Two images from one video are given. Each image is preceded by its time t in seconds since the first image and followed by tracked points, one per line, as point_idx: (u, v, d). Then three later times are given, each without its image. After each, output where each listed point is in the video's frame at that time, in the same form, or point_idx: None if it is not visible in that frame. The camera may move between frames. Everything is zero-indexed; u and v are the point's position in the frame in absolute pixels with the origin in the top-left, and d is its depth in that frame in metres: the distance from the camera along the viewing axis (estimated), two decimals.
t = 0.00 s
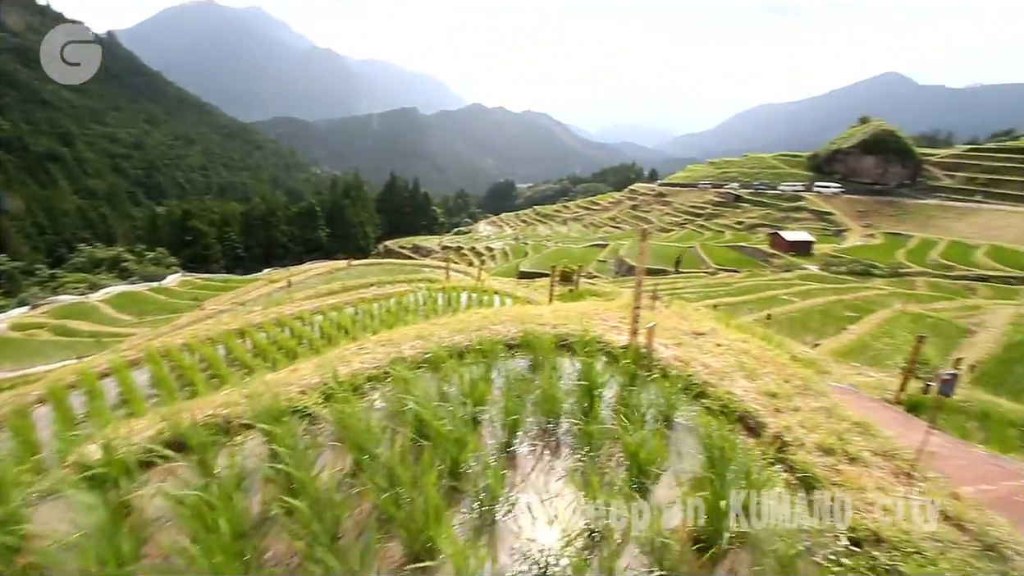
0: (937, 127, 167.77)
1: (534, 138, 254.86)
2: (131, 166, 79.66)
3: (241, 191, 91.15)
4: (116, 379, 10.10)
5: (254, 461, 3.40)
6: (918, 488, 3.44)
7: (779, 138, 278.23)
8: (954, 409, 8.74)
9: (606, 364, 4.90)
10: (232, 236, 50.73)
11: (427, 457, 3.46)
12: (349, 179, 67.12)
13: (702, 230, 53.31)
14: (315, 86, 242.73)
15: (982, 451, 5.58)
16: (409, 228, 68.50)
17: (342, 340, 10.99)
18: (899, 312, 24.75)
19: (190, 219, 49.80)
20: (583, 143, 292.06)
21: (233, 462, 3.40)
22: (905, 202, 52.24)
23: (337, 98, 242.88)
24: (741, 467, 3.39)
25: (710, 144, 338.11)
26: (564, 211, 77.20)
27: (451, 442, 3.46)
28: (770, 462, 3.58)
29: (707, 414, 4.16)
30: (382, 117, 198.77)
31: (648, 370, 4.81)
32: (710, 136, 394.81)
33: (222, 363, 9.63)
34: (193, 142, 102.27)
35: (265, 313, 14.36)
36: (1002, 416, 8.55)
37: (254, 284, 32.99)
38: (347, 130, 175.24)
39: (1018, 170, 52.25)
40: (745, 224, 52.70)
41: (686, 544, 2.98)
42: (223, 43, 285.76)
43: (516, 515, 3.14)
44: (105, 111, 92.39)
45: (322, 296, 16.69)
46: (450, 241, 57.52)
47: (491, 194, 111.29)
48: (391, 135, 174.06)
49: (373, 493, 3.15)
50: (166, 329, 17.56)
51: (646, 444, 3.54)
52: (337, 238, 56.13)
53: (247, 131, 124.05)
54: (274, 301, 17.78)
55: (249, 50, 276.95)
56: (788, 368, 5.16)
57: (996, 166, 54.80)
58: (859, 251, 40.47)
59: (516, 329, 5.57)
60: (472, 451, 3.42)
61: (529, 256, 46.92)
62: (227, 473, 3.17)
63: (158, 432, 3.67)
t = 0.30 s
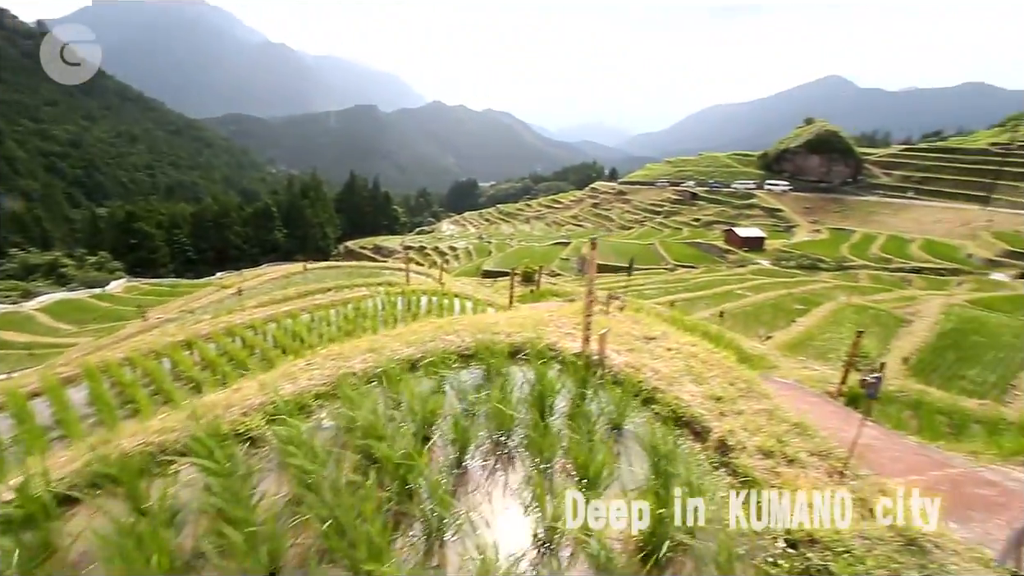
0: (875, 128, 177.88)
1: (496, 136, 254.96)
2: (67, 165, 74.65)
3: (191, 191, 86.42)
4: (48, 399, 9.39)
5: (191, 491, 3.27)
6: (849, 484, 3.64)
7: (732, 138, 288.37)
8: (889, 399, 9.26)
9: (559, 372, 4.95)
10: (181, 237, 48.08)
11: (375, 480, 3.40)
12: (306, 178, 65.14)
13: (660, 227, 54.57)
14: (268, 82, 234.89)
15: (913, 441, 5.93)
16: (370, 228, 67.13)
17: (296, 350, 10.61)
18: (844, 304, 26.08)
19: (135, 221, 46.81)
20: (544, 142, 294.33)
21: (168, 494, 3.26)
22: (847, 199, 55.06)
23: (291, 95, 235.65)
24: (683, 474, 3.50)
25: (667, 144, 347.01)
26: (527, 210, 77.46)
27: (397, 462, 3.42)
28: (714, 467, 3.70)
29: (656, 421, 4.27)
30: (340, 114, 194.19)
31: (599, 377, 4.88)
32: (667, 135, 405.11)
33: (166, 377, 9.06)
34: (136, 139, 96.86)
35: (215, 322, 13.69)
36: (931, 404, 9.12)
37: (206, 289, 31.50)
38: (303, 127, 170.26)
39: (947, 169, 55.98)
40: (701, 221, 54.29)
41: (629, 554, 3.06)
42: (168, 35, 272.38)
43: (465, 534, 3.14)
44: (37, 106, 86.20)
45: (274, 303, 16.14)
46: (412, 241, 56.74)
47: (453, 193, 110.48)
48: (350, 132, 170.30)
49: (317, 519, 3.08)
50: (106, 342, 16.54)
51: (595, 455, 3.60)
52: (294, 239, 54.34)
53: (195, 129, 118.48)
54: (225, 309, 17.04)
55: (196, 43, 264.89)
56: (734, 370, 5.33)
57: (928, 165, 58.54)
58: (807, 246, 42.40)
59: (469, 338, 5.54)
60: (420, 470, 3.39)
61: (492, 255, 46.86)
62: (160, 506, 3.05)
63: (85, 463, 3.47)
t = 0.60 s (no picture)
0: (822, 129, 186.47)
1: (459, 135, 253.65)
2: None
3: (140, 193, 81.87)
4: None
5: (126, 530, 3.13)
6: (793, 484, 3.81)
7: (689, 137, 296.40)
8: (835, 391, 9.69)
9: (516, 383, 4.98)
10: (129, 241, 45.47)
11: (324, 507, 3.32)
12: (262, 178, 62.91)
13: (623, 225, 55.51)
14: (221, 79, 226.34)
15: (854, 435, 6.24)
16: (331, 229, 65.53)
17: (251, 363, 10.14)
18: (796, 297, 27.20)
19: (77, 225, 44.06)
20: (508, 141, 294.69)
21: (98, 536, 3.09)
22: (798, 196, 57.44)
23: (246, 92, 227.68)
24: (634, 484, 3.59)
25: (628, 143, 353.62)
26: (491, 209, 77.37)
27: (347, 487, 3.36)
28: (662, 474, 3.80)
29: (611, 430, 4.34)
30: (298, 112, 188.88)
31: (554, 387, 4.92)
32: (628, 133, 412.68)
33: (108, 395, 8.40)
34: (77, 138, 91.25)
35: (163, 334, 12.87)
36: (874, 395, 9.58)
37: (156, 296, 29.96)
38: (259, 125, 164.67)
39: (887, 167, 59.14)
40: (661, 218, 55.52)
41: (582, 568, 3.11)
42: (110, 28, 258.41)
43: (416, 560, 3.10)
44: None
45: (228, 312, 15.47)
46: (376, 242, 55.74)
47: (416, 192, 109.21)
48: (308, 131, 165.86)
49: (259, 553, 2.99)
50: (43, 357, 15.42)
51: (546, 470, 3.63)
52: (252, 242, 52.31)
53: (142, 127, 112.66)
54: (174, 319, 16.20)
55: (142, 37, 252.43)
56: (687, 375, 5.46)
57: (871, 163, 61.76)
58: (761, 241, 44.00)
59: (424, 351, 5.49)
60: (370, 494, 3.32)
61: (457, 255, 46.57)
62: (91, 553, 2.91)
63: (7, 502, 3.29)
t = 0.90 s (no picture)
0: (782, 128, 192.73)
1: (428, 134, 251.49)
2: None
3: (93, 194, 77.99)
4: None
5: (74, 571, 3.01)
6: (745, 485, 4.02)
7: (656, 136, 301.88)
8: (794, 388, 10.01)
9: (480, 396, 4.96)
10: (81, 246, 43.28)
11: (281, 536, 3.26)
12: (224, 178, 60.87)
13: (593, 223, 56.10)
14: (179, 75, 218.18)
15: (808, 433, 6.47)
16: (298, 230, 63.99)
17: (213, 376, 9.72)
18: (760, 292, 28.04)
19: (24, 229, 41.68)
20: (478, 139, 294.05)
21: None
22: (760, 194, 59.21)
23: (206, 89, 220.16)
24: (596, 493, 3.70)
25: (597, 142, 357.71)
26: (462, 208, 77.03)
27: (304, 513, 3.30)
28: (624, 485, 3.86)
29: (573, 441, 4.40)
30: (261, 110, 183.80)
31: (519, 399, 4.95)
32: (597, 132, 417.26)
33: (56, 416, 7.84)
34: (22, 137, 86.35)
35: (117, 347, 12.20)
36: (830, 391, 9.95)
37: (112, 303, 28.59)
38: (220, 124, 159.46)
39: (843, 166, 61.54)
40: (630, 217, 56.38)
41: None
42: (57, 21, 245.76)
43: None
44: None
45: (187, 322, 14.87)
46: (345, 243, 54.68)
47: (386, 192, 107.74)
48: (272, 130, 161.60)
49: None
50: None
51: (508, 487, 3.63)
52: (215, 244, 50.22)
53: (94, 125, 107.45)
54: (129, 330, 15.44)
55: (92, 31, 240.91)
56: (648, 382, 5.56)
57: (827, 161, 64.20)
58: (726, 238, 45.17)
59: (387, 365, 5.42)
60: (328, 520, 3.27)
61: (428, 255, 46.18)
62: None
63: None
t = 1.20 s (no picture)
0: (755, 128, 196.85)
1: (406, 133, 249.32)
2: None
3: (57, 194, 75.21)
4: None
5: None
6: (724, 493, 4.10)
7: (633, 136, 304.83)
8: (765, 389, 10.22)
9: (453, 410, 4.96)
10: (43, 248, 41.57)
11: (247, 566, 3.22)
12: (195, 177, 59.20)
13: (572, 223, 56.35)
14: (147, 71, 211.76)
15: (777, 436, 6.62)
16: (272, 231, 62.73)
17: (184, 389, 9.40)
18: (734, 290, 28.58)
19: None
20: (457, 139, 292.88)
21: None
22: (735, 193, 60.32)
23: (175, 86, 214.15)
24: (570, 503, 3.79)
25: (575, 141, 359.50)
26: (440, 208, 76.59)
27: (271, 543, 3.24)
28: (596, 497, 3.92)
29: (546, 453, 4.45)
30: (233, 108, 179.73)
31: (492, 411, 4.98)
32: (575, 131, 419.32)
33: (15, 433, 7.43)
34: None
35: (81, 359, 11.71)
36: (799, 392, 10.20)
37: (77, 309, 27.56)
38: (190, 121, 155.27)
39: (813, 165, 63.09)
40: (609, 216, 56.82)
41: None
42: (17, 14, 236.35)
43: None
44: None
45: (154, 331, 14.42)
46: (321, 243, 53.81)
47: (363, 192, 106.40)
48: (245, 128, 158.12)
49: None
50: None
51: (480, 504, 3.65)
52: (185, 245, 48.85)
53: (56, 123, 103.45)
54: (95, 340, 14.86)
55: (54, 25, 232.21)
56: (621, 391, 5.61)
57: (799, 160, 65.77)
58: (702, 237, 45.92)
59: (359, 378, 5.38)
60: (295, 548, 3.22)
61: (407, 255, 45.74)
62: None
63: None
